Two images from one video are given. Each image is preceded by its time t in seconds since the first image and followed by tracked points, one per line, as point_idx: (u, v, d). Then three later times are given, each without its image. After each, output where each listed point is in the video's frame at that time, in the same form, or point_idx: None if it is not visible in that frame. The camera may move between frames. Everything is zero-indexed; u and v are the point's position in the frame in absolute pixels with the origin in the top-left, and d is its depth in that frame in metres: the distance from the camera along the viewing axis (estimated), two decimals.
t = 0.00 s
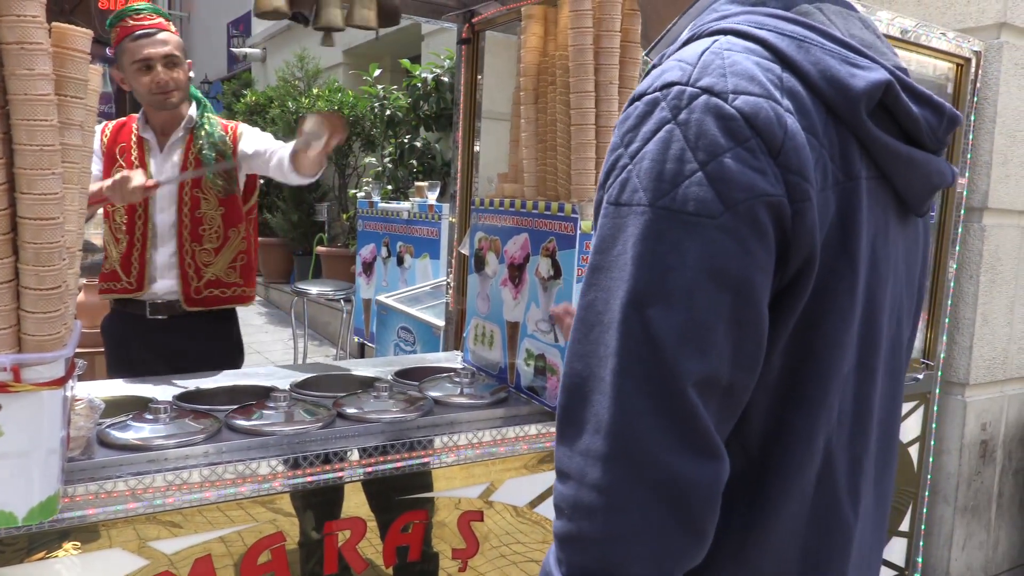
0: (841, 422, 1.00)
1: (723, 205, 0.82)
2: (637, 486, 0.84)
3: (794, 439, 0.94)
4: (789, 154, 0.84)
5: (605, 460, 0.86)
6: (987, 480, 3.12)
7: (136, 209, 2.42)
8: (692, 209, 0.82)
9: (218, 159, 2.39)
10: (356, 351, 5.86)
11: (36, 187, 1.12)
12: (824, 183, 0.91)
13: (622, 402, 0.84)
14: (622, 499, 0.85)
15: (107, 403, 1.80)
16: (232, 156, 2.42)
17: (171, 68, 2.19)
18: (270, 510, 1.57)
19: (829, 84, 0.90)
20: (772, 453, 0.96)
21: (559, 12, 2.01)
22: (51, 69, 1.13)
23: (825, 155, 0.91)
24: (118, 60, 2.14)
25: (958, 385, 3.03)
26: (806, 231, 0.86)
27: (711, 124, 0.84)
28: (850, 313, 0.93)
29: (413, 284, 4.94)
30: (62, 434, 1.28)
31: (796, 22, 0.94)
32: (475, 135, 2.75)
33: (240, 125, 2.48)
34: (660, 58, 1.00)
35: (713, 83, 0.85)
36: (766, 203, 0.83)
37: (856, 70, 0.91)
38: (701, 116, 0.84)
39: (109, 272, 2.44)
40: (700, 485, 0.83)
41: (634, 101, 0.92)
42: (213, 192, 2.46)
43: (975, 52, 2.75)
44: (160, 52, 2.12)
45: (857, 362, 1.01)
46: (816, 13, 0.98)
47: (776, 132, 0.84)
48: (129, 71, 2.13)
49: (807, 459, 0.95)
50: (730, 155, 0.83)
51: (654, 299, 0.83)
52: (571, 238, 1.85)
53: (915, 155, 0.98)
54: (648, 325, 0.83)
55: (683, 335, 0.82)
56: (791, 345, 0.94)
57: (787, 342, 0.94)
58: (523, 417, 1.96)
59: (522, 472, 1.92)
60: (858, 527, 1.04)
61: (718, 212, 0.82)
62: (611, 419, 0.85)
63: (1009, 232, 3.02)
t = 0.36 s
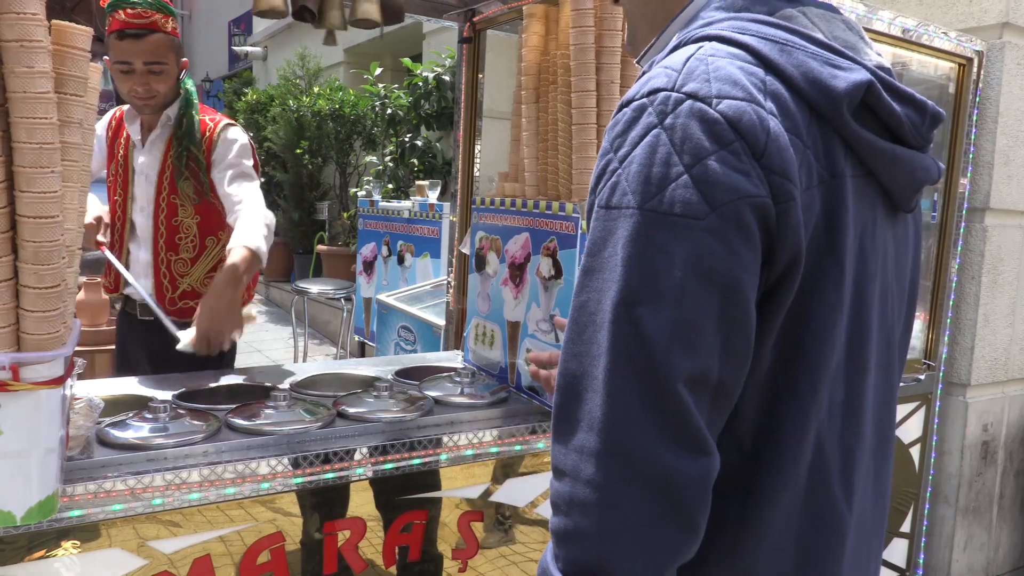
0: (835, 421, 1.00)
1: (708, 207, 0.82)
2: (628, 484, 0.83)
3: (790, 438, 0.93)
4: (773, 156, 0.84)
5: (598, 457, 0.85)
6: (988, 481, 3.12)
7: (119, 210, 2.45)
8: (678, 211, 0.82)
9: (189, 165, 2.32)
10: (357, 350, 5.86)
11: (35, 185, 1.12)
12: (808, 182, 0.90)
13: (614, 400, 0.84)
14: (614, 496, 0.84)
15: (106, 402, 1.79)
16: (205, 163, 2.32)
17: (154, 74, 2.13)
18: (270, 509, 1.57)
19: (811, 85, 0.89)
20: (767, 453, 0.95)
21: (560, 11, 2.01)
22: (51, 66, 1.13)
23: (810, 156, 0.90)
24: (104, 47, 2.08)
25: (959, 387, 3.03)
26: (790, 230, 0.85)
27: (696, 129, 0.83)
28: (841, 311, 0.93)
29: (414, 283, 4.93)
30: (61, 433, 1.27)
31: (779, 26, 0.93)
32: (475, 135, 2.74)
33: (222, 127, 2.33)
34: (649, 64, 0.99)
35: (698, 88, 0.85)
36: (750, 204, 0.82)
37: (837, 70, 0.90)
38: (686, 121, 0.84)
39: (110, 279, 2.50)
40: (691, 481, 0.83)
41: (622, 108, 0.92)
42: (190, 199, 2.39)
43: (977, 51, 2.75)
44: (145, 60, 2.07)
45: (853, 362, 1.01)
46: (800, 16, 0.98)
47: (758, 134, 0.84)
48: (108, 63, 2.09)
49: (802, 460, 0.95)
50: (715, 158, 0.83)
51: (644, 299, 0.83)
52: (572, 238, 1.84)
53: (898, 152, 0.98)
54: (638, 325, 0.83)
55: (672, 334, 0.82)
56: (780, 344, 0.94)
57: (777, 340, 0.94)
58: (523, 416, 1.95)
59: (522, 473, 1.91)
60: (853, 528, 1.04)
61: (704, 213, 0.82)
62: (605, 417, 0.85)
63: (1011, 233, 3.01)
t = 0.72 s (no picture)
0: (835, 422, 0.99)
1: (723, 218, 0.81)
2: (647, 486, 0.84)
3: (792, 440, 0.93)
4: (784, 167, 0.84)
5: (617, 459, 0.86)
6: (988, 485, 3.11)
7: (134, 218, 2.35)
8: (694, 222, 0.81)
9: (222, 184, 2.27)
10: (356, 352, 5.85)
11: (33, 187, 1.11)
12: (814, 189, 0.90)
13: (633, 405, 0.84)
14: (633, 498, 0.84)
15: (103, 405, 1.79)
16: (241, 187, 2.27)
17: (189, 83, 2.07)
18: (268, 513, 1.56)
19: (815, 96, 0.89)
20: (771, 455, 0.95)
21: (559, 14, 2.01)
22: (49, 68, 1.12)
23: (815, 166, 0.90)
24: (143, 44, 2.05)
25: (959, 390, 3.02)
26: (800, 237, 0.85)
27: (709, 143, 0.83)
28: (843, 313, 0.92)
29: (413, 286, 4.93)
30: (58, 436, 1.27)
31: (781, 39, 0.93)
32: (474, 138, 2.74)
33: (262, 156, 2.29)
34: (653, 75, 0.97)
35: (709, 102, 0.85)
36: (763, 214, 0.82)
37: (840, 81, 0.90)
38: (699, 135, 0.83)
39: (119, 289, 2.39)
40: (709, 483, 0.83)
41: (634, 120, 0.91)
42: (219, 223, 2.31)
43: (977, 55, 2.75)
44: (179, 67, 2.01)
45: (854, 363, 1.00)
46: (797, 27, 0.98)
47: (768, 147, 0.84)
48: (144, 66, 2.04)
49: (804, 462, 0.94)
50: (728, 171, 0.82)
51: (662, 308, 0.82)
52: (571, 241, 1.83)
53: (897, 159, 0.97)
54: (656, 332, 0.83)
55: (689, 341, 0.81)
56: (783, 348, 0.94)
57: (783, 341, 0.93)
58: (522, 420, 1.95)
59: (521, 476, 1.91)
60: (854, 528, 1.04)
61: (719, 223, 0.81)
62: (625, 421, 0.85)
63: (1010, 237, 3.01)
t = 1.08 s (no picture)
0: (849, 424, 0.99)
1: (760, 213, 0.81)
2: (689, 493, 0.83)
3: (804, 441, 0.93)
4: (816, 160, 0.84)
5: (654, 466, 0.84)
6: (987, 487, 3.11)
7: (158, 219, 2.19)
8: (731, 217, 0.80)
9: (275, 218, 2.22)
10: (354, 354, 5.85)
11: (31, 189, 1.11)
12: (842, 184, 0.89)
13: (670, 409, 0.83)
14: (673, 505, 0.83)
15: (101, 407, 1.78)
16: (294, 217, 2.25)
17: (229, 103, 2.00)
18: (267, 515, 1.56)
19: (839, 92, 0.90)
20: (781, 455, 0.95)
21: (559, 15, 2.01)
22: (47, 69, 1.12)
23: (842, 160, 0.90)
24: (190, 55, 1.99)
25: (958, 392, 3.02)
26: (832, 232, 0.85)
27: (742, 136, 0.82)
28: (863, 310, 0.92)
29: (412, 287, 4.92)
30: (55, 438, 1.26)
31: (798, 34, 0.93)
32: (474, 139, 2.74)
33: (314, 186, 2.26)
34: (663, 74, 0.96)
35: (739, 96, 0.84)
36: (799, 208, 0.82)
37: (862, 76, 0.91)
38: (731, 129, 0.82)
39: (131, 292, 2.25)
40: (751, 484, 0.82)
41: (657, 116, 0.89)
42: (259, 249, 2.26)
43: (976, 57, 2.75)
44: (222, 86, 1.94)
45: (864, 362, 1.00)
46: (808, 24, 0.98)
47: (801, 140, 0.83)
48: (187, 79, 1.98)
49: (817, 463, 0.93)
50: (762, 165, 0.82)
51: (697, 307, 0.81)
52: (571, 242, 1.83)
53: (911, 155, 0.97)
54: (691, 332, 0.81)
55: (727, 342, 0.80)
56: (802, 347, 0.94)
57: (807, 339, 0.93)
58: (522, 422, 1.94)
59: (520, 478, 1.91)
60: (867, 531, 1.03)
61: (755, 219, 0.80)
62: (661, 426, 0.83)
63: (1009, 239, 3.01)
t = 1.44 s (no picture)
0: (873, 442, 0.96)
1: (794, 214, 0.77)
2: (718, 519, 0.79)
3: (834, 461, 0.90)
4: (851, 157, 0.81)
5: (680, 492, 0.80)
6: (986, 489, 3.11)
7: (163, 224, 2.20)
8: (763, 218, 0.76)
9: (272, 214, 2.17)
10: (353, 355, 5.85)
11: (31, 188, 1.11)
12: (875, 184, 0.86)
13: (696, 431, 0.79)
14: (700, 535, 0.79)
15: (101, 407, 1.78)
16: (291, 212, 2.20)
17: (207, 99, 1.96)
18: (266, 516, 1.56)
19: (871, 86, 0.87)
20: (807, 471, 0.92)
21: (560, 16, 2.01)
22: (48, 69, 1.12)
23: (873, 158, 0.86)
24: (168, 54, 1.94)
25: (958, 395, 3.02)
26: (867, 233, 0.82)
27: (772, 130, 0.78)
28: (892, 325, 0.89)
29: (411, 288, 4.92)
30: (54, 438, 1.26)
31: (823, 24, 0.91)
32: (475, 140, 2.74)
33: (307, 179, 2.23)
34: (673, 66, 0.93)
35: (767, 87, 0.80)
36: (834, 209, 0.78)
37: (891, 69, 0.88)
38: (761, 122, 0.79)
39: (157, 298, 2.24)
40: (784, 509, 0.79)
41: (676, 109, 0.85)
42: (262, 247, 2.23)
43: (976, 60, 2.76)
44: (199, 83, 1.90)
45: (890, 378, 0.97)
46: (828, 16, 0.96)
47: (836, 136, 0.80)
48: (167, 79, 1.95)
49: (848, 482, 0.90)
50: (796, 162, 0.78)
51: (727, 317, 0.77)
52: (571, 243, 1.82)
53: (939, 154, 0.94)
54: (720, 345, 0.77)
55: (760, 354, 0.76)
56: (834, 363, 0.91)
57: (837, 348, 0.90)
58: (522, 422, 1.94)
59: (519, 480, 1.90)
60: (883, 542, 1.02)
61: (789, 221, 0.77)
62: (686, 451, 0.79)
63: (1010, 241, 3.01)
